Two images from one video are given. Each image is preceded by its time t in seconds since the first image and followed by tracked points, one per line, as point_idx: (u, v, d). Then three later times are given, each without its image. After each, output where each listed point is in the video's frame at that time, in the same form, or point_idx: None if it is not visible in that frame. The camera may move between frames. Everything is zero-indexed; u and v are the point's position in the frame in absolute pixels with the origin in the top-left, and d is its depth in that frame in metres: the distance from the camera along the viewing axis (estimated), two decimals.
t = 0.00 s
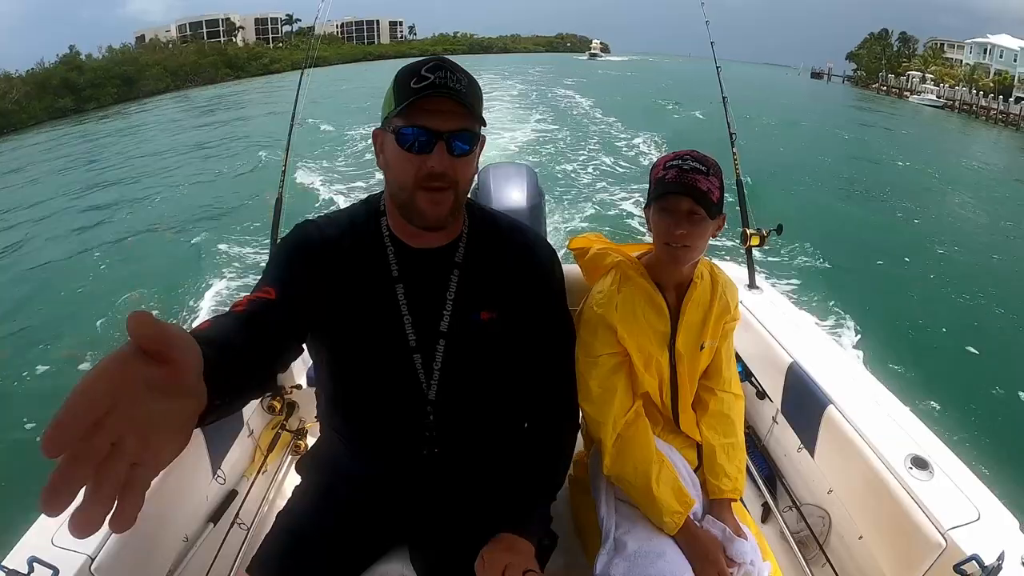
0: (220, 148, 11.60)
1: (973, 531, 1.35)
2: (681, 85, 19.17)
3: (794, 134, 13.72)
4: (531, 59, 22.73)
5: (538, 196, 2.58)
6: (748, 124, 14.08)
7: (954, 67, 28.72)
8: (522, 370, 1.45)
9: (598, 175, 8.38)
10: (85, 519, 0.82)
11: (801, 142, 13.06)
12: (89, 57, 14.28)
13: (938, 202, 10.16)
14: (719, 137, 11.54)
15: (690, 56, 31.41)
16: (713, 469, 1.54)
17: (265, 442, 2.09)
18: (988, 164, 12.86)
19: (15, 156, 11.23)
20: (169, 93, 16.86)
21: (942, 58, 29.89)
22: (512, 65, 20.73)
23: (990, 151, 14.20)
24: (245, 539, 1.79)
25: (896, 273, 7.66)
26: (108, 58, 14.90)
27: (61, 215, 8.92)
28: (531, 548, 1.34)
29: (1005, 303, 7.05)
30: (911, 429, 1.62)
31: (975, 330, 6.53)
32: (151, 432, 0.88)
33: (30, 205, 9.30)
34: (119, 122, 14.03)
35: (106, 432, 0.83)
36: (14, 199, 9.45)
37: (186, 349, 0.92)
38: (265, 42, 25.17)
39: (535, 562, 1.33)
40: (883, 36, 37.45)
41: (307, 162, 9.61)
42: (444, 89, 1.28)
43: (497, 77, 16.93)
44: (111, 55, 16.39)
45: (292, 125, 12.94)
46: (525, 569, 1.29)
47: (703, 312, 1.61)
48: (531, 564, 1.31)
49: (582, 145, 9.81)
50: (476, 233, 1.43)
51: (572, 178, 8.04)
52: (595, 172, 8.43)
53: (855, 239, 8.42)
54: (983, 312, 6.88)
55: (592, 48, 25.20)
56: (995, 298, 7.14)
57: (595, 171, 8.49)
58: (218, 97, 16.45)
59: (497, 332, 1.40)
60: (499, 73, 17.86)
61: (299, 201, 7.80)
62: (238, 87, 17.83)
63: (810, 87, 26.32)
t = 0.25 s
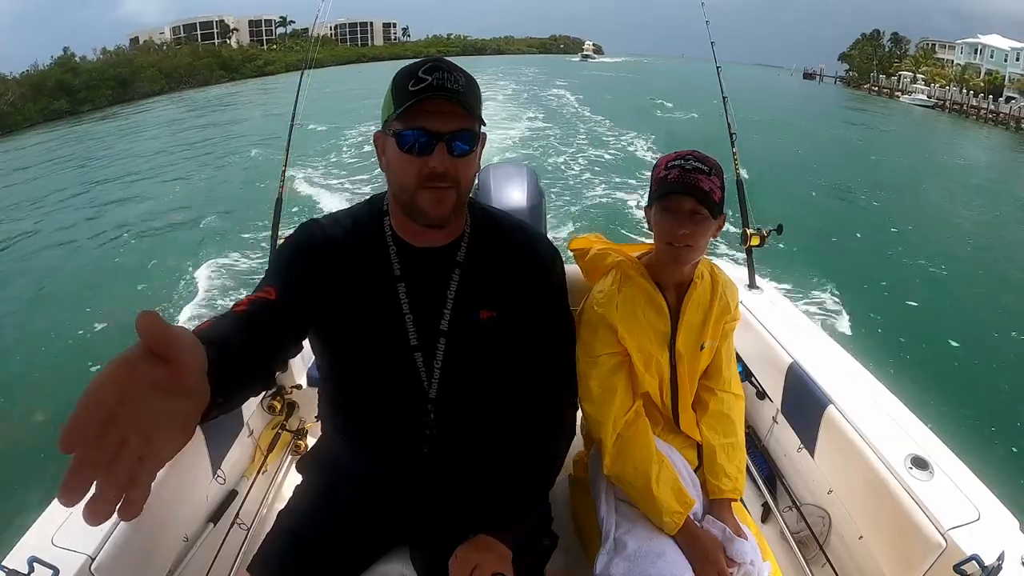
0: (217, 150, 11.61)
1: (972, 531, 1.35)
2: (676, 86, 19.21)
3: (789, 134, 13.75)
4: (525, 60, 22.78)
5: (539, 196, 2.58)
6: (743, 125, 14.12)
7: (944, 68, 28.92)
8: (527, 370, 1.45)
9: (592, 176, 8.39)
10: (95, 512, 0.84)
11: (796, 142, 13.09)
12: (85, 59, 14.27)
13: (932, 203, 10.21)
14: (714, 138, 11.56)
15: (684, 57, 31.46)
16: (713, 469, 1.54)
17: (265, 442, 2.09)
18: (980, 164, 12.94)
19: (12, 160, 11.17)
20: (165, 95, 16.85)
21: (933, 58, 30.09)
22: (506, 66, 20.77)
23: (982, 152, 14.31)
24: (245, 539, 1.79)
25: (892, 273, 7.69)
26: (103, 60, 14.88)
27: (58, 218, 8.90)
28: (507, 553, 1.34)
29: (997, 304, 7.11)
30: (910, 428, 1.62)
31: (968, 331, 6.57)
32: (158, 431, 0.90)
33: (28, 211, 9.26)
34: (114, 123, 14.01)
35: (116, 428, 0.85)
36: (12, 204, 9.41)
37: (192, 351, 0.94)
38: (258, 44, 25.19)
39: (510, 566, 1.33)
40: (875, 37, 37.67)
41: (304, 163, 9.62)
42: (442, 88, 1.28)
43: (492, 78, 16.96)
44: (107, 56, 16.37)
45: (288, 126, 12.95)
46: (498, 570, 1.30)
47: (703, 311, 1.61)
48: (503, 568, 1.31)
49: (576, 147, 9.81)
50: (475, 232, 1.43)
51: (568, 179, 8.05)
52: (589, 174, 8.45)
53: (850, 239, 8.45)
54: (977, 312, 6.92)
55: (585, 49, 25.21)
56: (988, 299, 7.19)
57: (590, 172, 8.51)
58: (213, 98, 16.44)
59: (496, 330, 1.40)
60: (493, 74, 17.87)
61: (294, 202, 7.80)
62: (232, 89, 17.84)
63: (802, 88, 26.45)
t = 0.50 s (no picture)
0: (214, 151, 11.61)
1: (972, 530, 1.35)
2: (670, 87, 19.26)
3: (785, 135, 13.78)
4: (519, 62, 22.82)
5: (538, 196, 2.58)
6: (739, 125, 14.15)
7: (936, 68, 29.07)
8: (514, 368, 1.44)
9: (588, 178, 8.41)
10: (94, 469, 0.85)
11: (791, 142, 13.13)
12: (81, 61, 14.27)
13: (927, 203, 10.25)
14: (710, 138, 11.57)
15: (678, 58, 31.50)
16: (713, 468, 1.54)
17: (265, 443, 2.09)
18: (974, 164, 13.01)
19: (9, 163, 11.13)
20: (161, 98, 16.85)
21: (925, 59, 30.23)
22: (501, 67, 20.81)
23: (974, 151, 14.40)
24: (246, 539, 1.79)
25: (887, 274, 7.71)
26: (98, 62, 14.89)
27: (56, 221, 8.89)
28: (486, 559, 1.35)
29: (992, 305, 7.14)
30: (909, 428, 1.62)
31: (963, 331, 6.59)
32: (157, 399, 0.90)
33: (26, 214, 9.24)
34: (110, 125, 14.00)
35: (115, 394, 0.85)
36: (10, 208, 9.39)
37: (193, 322, 0.95)
38: (252, 47, 25.21)
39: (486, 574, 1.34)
40: (869, 37, 37.79)
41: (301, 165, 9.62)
42: (431, 89, 1.29)
43: (488, 80, 17.00)
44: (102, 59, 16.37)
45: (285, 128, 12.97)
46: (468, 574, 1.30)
47: (703, 311, 1.61)
48: None
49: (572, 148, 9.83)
50: (471, 231, 1.42)
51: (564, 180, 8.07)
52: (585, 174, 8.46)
53: (846, 240, 8.46)
54: (972, 313, 6.94)
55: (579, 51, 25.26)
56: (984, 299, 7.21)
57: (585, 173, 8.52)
58: (209, 100, 16.46)
59: (490, 328, 1.39)
60: (488, 76, 17.90)
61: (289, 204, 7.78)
62: (228, 91, 17.85)
63: (796, 88, 26.54)
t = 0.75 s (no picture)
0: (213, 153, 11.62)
1: (972, 531, 1.35)
2: (666, 88, 19.31)
3: (781, 135, 13.83)
4: (516, 63, 22.88)
5: (538, 196, 2.58)
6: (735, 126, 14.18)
7: (929, 67, 29.19)
8: (506, 370, 1.43)
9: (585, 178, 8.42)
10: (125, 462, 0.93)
11: (788, 142, 13.17)
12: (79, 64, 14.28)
13: (923, 202, 10.28)
14: (707, 139, 11.59)
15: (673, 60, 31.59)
16: (713, 468, 1.54)
17: (265, 442, 2.09)
18: (968, 163, 13.06)
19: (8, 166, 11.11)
20: (158, 100, 16.86)
21: (919, 58, 30.35)
22: (497, 68, 20.86)
23: (969, 150, 14.47)
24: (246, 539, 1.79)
25: (884, 274, 7.74)
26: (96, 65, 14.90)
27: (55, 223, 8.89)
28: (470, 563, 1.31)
29: (987, 303, 7.17)
30: (909, 428, 1.62)
31: (960, 330, 6.62)
32: (176, 398, 0.97)
33: (25, 219, 9.21)
34: (108, 128, 14.00)
35: (139, 394, 0.92)
36: (10, 213, 9.36)
37: (207, 324, 0.99)
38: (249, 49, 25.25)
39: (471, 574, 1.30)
40: (863, 37, 37.93)
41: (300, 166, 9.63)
42: (425, 88, 1.29)
43: (484, 81, 17.04)
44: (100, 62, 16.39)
45: (283, 129, 12.99)
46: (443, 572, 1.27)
47: (703, 311, 1.61)
48: None
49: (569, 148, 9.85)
50: (468, 232, 1.42)
51: (561, 181, 8.09)
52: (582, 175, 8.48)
53: (843, 240, 8.49)
54: (968, 312, 6.98)
55: (575, 52, 25.32)
56: (979, 299, 7.24)
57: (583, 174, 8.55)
58: (207, 103, 16.47)
59: (484, 329, 1.39)
60: (485, 77, 17.92)
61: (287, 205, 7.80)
62: (225, 93, 17.86)
63: (791, 88, 26.64)
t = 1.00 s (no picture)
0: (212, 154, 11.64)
1: (972, 531, 1.35)
2: (663, 88, 19.34)
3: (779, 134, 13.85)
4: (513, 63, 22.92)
5: (538, 196, 2.58)
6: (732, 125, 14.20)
7: (924, 65, 29.26)
8: (498, 371, 1.41)
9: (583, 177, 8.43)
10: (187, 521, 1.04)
11: (785, 141, 13.19)
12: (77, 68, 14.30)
13: (921, 200, 10.29)
14: (705, 139, 11.60)
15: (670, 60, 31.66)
16: (713, 468, 1.54)
17: (265, 442, 2.09)
18: (966, 160, 13.08)
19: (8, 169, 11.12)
20: (157, 103, 16.87)
21: (915, 55, 30.41)
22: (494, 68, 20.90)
23: (966, 146, 14.50)
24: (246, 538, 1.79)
25: (882, 272, 7.74)
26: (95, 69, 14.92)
27: (55, 226, 8.90)
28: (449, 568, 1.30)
29: (986, 301, 7.18)
30: (909, 429, 1.62)
31: (958, 328, 6.63)
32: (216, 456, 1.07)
33: (25, 220, 9.21)
34: (107, 130, 14.02)
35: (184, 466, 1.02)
36: (10, 215, 9.36)
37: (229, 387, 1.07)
38: (247, 52, 25.30)
39: None
40: (860, 35, 38.01)
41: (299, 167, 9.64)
42: (428, 90, 1.28)
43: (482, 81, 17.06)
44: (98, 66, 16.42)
45: (282, 130, 13.00)
46: None
47: (703, 312, 1.61)
48: None
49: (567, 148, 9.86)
50: (464, 233, 1.42)
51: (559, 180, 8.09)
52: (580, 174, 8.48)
53: (841, 240, 8.49)
54: (966, 310, 6.99)
55: (572, 53, 25.37)
56: (978, 297, 7.25)
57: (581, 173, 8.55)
58: (206, 105, 16.49)
59: (478, 332, 1.38)
60: (482, 77, 17.93)
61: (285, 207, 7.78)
62: (224, 95, 17.88)
63: (787, 87, 26.69)
